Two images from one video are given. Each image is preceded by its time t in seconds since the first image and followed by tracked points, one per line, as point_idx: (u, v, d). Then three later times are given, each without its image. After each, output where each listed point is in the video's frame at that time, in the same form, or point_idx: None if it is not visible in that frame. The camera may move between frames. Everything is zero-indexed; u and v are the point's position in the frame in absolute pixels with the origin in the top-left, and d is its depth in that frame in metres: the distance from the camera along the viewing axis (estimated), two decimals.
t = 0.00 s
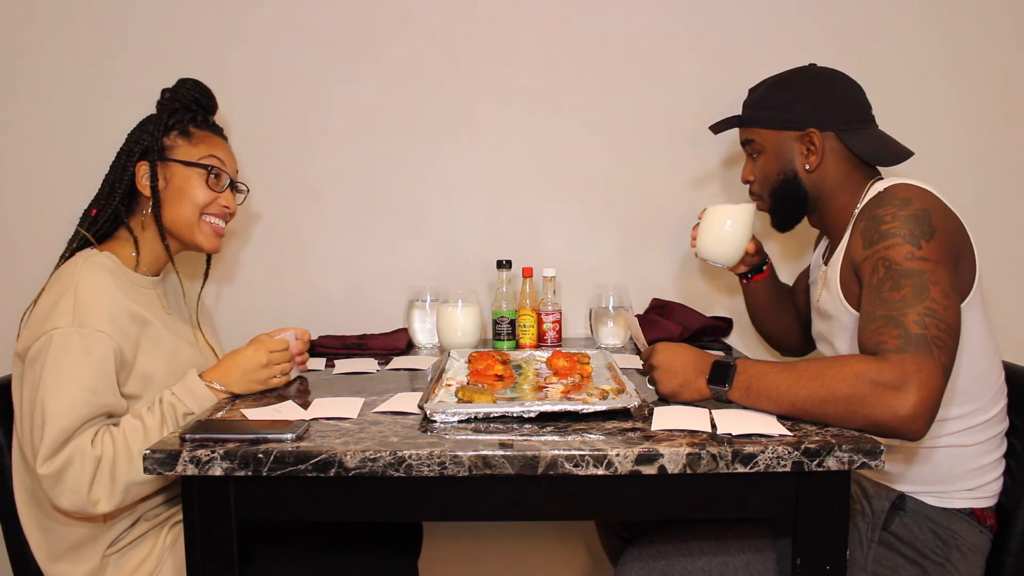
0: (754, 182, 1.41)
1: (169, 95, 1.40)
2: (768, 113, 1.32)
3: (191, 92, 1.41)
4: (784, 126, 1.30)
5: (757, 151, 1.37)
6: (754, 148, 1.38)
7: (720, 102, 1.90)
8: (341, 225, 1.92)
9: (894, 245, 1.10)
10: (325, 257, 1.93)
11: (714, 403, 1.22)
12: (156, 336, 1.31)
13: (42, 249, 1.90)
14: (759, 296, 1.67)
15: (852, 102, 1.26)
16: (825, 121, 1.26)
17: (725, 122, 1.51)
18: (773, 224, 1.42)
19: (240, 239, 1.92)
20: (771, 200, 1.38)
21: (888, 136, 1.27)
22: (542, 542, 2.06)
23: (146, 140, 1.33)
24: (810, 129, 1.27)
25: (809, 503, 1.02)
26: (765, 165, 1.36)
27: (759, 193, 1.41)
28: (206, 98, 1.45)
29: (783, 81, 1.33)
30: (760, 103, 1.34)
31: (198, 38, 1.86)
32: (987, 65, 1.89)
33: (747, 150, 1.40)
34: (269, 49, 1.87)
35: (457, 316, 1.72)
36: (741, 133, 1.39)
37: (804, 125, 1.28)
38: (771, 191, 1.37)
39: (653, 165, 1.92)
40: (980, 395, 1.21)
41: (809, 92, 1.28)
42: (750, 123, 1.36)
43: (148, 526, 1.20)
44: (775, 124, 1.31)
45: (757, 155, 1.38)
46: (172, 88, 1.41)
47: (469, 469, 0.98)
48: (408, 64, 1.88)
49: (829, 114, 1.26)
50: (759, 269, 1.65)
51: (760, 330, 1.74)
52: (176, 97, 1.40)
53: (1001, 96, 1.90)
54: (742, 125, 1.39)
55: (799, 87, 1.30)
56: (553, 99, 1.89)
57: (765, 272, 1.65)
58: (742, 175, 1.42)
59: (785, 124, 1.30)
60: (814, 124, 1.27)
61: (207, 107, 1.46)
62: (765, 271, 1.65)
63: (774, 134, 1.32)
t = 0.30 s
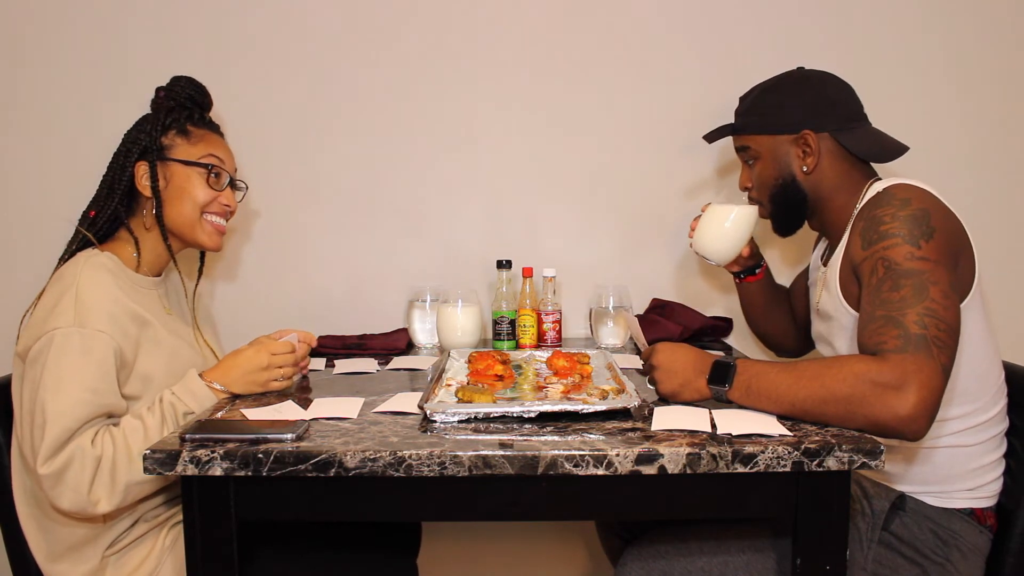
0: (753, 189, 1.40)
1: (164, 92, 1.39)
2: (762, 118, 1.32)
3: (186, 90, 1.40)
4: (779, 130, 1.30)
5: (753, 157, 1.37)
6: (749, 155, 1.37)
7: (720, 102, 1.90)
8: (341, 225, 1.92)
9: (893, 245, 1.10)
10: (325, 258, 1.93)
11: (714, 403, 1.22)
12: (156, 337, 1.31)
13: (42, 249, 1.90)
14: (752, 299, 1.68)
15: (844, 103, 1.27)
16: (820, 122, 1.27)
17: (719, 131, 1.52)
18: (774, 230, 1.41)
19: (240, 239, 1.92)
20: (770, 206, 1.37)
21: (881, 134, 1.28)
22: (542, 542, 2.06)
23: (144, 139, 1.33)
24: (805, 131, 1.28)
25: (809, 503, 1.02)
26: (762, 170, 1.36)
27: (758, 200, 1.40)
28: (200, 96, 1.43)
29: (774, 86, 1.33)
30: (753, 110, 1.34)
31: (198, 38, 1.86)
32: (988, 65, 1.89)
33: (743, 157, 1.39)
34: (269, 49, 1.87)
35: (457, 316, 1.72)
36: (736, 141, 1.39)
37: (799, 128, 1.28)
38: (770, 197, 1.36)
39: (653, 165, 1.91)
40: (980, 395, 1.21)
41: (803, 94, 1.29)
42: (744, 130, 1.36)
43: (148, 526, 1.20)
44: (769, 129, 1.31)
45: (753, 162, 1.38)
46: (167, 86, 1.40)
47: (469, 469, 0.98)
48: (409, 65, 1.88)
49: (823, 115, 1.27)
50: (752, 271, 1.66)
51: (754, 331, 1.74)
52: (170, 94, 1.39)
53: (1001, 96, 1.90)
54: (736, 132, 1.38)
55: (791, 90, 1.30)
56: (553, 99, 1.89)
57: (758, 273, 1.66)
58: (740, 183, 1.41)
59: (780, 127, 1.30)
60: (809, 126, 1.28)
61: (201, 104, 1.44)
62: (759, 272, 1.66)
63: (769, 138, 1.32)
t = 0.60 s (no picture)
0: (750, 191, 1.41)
1: (164, 92, 1.39)
2: (756, 120, 1.32)
3: (186, 89, 1.40)
4: (773, 132, 1.30)
5: (748, 159, 1.37)
6: (745, 158, 1.38)
7: (720, 102, 1.90)
8: (341, 225, 1.92)
9: (891, 246, 1.10)
10: (325, 258, 1.93)
11: (713, 403, 1.22)
12: (155, 337, 1.31)
13: (42, 249, 1.90)
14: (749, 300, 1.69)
15: (839, 103, 1.27)
16: (814, 123, 1.27)
17: (715, 134, 1.52)
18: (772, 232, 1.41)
19: (242, 241, 1.92)
20: (767, 207, 1.37)
21: (876, 134, 1.28)
22: (542, 542, 2.06)
23: (144, 139, 1.33)
24: (799, 132, 1.28)
25: (809, 503, 1.02)
26: (758, 172, 1.36)
27: (755, 201, 1.40)
28: (200, 95, 1.43)
29: (769, 88, 1.33)
30: (748, 112, 1.34)
31: (198, 38, 1.86)
32: (988, 65, 1.89)
33: (739, 160, 1.40)
34: (270, 49, 1.87)
35: (457, 316, 1.72)
36: (732, 144, 1.39)
37: (793, 129, 1.28)
38: (766, 198, 1.36)
39: (653, 164, 1.92)
40: (979, 395, 1.21)
41: (797, 95, 1.29)
42: (739, 132, 1.36)
43: (148, 526, 1.20)
44: (764, 130, 1.31)
45: (749, 164, 1.38)
46: (166, 86, 1.40)
47: (469, 468, 0.98)
48: (409, 65, 1.88)
49: (818, 116, 1.27)
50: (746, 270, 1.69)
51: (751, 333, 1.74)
52: (170, 94, 1.39)
53: (1001, 97, 1.90)
54: (732, 135, 1.39)
55: (786, 92, 1.30)
56: (553, 99, 1.89)
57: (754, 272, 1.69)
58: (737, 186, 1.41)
59: (774, 129, 1.30)
60: (803, 127, 1.27)
61: (201, 105, 1.44)
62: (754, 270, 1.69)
63: (764, 140, 1.32)
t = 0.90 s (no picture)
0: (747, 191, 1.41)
1: (162, 92, 1.38)
2: (753, 120, 1.33)
3: (184, 89, 1.40)
4: (770, 132, 1.30)
5: (746, 160, 1.38)
6: (743, 158, 1.38)
7: (720, 102, 1.90)
8: (341, 225, 1.92)
9: (889, 246, 1.10)
10: (325, 257, 1.93)
11: (713, 403, 1.22)
12: (155, 338, 1.31)
13: (42, 249, 1.90)
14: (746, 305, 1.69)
15: (835, 105, 1.27)
16: (810, 125, 1.27)
17: (711, 134, 1.52)
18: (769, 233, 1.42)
19: (242, 241, 1.92)
20: (762, 207, 1.37)
21: (874, 137, 1.27)
22: (542, 542, 2.06)
23: (142, 139, 1.33)
24: (795, 134, 1.28)
25: (809, 503, 1.02)
26: (755, 173, 1.36)
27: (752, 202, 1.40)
28: (199, 94, 1.44)
29: (767, 88, 1.34)
30: (745, 113, 1.34)
31: (198, 38, 1.86)
32: (988, 65, 1.89)
33: (737, 160, 1.40)
34: (270, 49, 1.87)
35: (457, 316, 1.72)
36: (730, 144, 1.40)
37: (789, 130, 1.28)
38: (762, 199, 1.37)
39: (653, 164, 1.91)
40: (978, 395, 1.21)
41: (794, 96, 1.29)
42: (737, 132, 1.37)
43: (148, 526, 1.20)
44: (761, 131, 1.32)
45: (746, 164, 1.38)
46: (165, 86, 1.40)
47: (469, 468, 0.98)
48: (410, 65, 1.88)
49: (814, 117, 1.27)
50: (746, 276, 1.68)
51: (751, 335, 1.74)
52: (168, 93, 1.39)
53: (1002, 97, 1.90)
54: (730, 135, 1.39)
55: (783, 93, 1.30)
56: (553, 99, 1.89)
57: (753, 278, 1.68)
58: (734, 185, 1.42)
59: (770, 130, 1.30)
60: (799, 129, 1.27)
61: (201, 105, 1.45)
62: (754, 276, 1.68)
63: (760, 141, 1.33)
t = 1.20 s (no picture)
0: (749, 196, 1.40)
1: (150, 88, 1.38)
2: (754, 125, 1.32)
3: (173, 85, 1.40)
4: (772, 137, 1.30)
5: (747, 166, 1.37)
6: (744, 164, 1.37)
7: (720, 102, 1.90)
8: (341, 225, 1.92)
9: (895, 245, 1.10)
10: (325, 257, 1.93)
11: (713, 403, 1.22)
12: (156, 338, 1.31)
13: (41, 249, 1.90)
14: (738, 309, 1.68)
15: (835, 103, 1.28)
16: (812, 126, 1.27)
17: (713, 141, 1.50)
18: (773, 235, 1.41)
19: (242, 241, 1.92)
20: (769, 211, 1.37)
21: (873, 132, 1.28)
22: (542, 542, 2.06)
23: (136, 139, 1.32)
24: (798, 137, 1.28)
25: (809, 503, 1.02)
26: (758, 178, 1.35)
27: (756, 206, 1.40)
28: (187, 89, 1.43)
29: (763, 92, 1.33)
30: (744, 118, 1.34)
31: (198, 38, 1.86)
32: (988, 65, 1.89)
33: (738, 166, 1.39)
34: (269, 49, 1.87)
35: (457, 316, 1.72)
36: (729, 151, 1.39)
37: (792, 134, 1.28)
38: (768, 203, 1.36)
39: (653, 164, 1.91)
40: (979, 395, 1.21)
41: (794, 99, 1.29)
42: (736, 139, 1.36)
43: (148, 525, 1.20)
44: (763, 136, 1.31)
45: (748, 170, 1.38)
46: (152, 82, 1.39)
47: (469, 468, 0.98)
48: (410, 64, 1.88)
49: (816, 117, 1.27)
50: (730, 283, 1.68)
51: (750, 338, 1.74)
52: (156, 90, 1.38)
53: (1002, 97, 1.90)
54: (728, 142, 1.38)
55: (781, 96, 1.30)
56: (553, 99, 1.89)
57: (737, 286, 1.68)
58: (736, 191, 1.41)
59: (773, 135, 1.30)
60: (802, 131, 1.27)
61: (188, 99, 1.44)
62: (737, 283, 1.68)
63: (763, 146, 1.32)
